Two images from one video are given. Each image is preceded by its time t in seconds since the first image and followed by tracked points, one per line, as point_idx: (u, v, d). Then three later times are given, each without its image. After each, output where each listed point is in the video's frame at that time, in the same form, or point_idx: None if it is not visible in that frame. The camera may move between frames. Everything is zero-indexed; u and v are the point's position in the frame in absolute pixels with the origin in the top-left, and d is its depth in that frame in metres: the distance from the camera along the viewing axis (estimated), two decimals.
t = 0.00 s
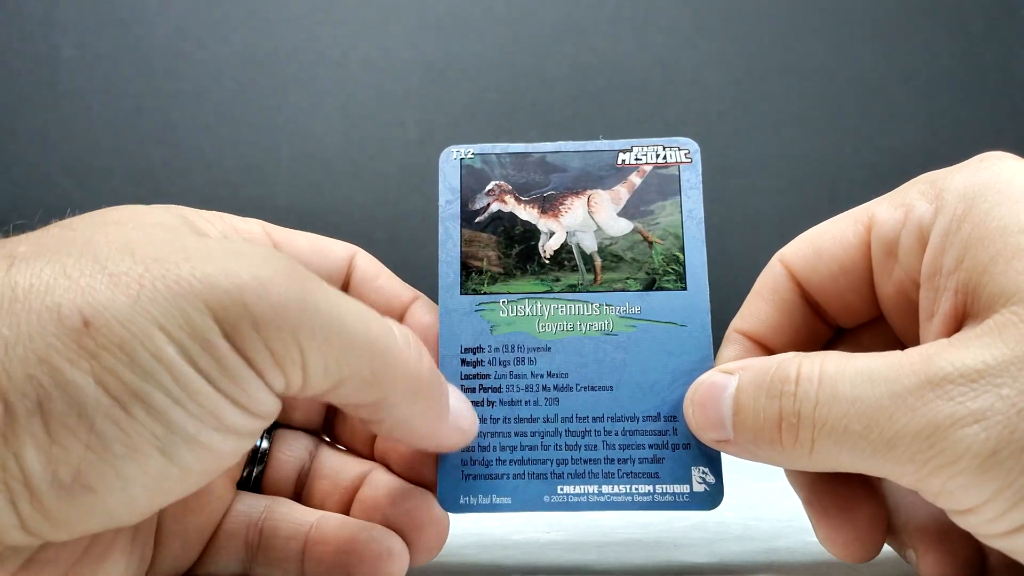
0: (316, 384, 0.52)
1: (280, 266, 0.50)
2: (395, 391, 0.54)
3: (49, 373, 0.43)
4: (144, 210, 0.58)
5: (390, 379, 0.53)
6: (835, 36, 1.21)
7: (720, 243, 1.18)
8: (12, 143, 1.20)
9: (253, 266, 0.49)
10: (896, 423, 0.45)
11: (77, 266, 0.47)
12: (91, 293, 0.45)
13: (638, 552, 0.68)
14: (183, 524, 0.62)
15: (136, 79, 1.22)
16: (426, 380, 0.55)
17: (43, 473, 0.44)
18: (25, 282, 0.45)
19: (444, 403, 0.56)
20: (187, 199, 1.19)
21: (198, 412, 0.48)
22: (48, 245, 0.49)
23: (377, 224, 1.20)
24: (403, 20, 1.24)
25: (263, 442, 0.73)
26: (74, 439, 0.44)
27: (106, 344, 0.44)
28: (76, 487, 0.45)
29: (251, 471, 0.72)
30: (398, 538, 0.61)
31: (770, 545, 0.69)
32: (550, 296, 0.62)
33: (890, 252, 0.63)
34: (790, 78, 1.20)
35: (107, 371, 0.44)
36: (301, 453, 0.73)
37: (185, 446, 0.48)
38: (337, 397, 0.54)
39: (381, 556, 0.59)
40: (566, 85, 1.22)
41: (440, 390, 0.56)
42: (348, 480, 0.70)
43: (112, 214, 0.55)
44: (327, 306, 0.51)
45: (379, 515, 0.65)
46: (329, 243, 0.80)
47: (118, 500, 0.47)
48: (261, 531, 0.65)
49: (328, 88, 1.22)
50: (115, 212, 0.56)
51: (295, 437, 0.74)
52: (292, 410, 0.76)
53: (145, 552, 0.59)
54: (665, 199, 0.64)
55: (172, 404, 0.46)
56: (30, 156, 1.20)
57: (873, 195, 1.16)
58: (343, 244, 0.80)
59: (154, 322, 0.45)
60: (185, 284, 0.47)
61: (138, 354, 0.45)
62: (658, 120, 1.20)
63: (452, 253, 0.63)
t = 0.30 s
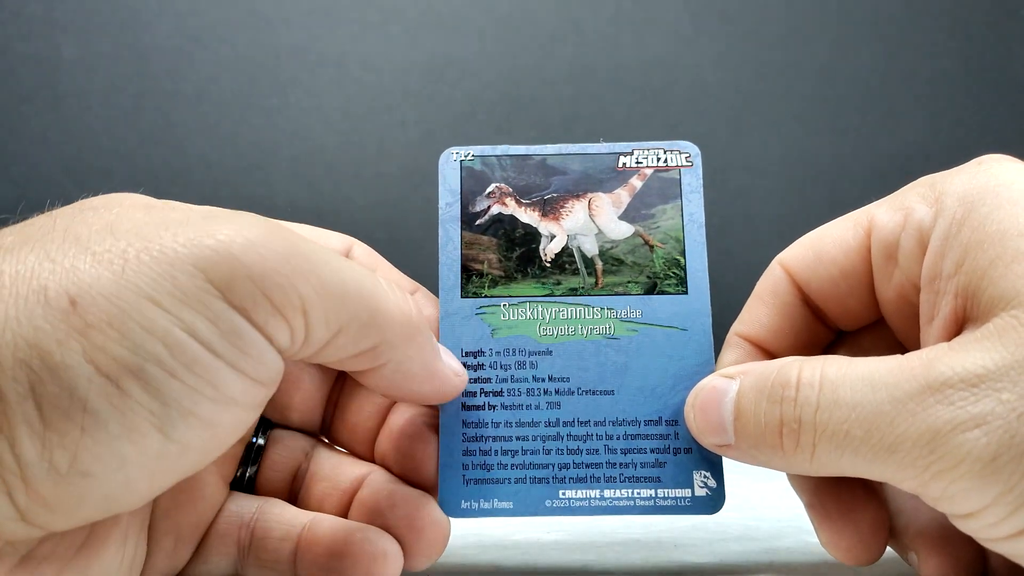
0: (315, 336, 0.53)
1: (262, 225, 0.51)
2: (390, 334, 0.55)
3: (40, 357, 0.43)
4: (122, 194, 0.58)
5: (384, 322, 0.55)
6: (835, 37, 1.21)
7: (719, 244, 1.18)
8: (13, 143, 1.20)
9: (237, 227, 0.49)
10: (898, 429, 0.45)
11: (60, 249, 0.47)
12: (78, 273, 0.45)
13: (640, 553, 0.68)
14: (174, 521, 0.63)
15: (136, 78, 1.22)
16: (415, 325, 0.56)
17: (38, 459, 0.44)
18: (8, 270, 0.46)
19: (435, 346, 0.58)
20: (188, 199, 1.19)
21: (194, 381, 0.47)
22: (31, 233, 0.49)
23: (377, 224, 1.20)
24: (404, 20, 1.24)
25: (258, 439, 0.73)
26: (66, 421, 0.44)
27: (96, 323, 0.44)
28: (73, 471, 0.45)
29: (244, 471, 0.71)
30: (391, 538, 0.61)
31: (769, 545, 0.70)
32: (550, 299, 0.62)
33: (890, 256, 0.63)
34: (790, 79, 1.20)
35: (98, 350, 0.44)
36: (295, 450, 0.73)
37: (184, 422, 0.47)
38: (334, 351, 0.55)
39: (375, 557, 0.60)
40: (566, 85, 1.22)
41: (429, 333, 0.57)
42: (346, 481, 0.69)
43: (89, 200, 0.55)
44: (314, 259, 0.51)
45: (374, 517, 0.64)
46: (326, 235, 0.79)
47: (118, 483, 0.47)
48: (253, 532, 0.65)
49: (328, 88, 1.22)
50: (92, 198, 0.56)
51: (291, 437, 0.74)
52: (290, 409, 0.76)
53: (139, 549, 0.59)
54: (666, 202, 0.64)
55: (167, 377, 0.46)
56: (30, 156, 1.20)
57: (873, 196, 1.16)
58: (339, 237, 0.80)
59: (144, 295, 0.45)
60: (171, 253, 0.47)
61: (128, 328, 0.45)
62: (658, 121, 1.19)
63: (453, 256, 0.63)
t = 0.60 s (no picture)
0: (314, 348, 0.52)
1: (265, 236, 0.50)
2: (389, 347, 0.55)
3: (45, 361, 0.43)
4: (126, 198, 0.58)
5: (384, 335, 0.54)
6: (836, 37, 1.21)
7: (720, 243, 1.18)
8: (13, 143, 1.20)
9: (241, 237, 0.49)
10: (900, 431, 0.45)
11: (64, 254, 0.47)
12: (82, 278, 0.45)
13: (640, 552, 0.68)
14: (167, 521, 0.62)
15: (136, 78, 1.22)
16: (414, 333, 0.56)
17: (40, 462, 0.44)
18: (12, 273, 0.45)
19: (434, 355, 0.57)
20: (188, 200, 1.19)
21: (196, 389, 0.47)
22: (33, 236, 0.49)
23: (377, 224, 1.20)
24: (403, 19, 1.24)
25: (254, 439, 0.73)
26: (69, 425, 0.44)
27: (99, 328, 0.44)
28: (75, 475, 0.45)
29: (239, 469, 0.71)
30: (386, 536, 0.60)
31: (768, 544, 0.70)
32: (552, 300, 0.62)
33: (893, 257, 0.62)
34: (791, 79, 1.20)
35: (102, 355, 0.44)
36: (291, 450, 0.74)
37: (185, 428, 0.47)
38: (334, 362, 0.54)
39: (369, 557, 0.58)
40: (566, 85, 1.22)
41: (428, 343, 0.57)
42: (344, 482, 0.69)
43: (93, 204, 0.55)
44: (317, 271, 0.51)
45: (370, 516, 0.64)
46: (324, 235, 0.79)
47: (119, 487, 0.47)
48: (246, 530, 0.64)
49: (327, 88, 1.22)
50: (96, 202, 0.56)
51: (287, 438, 0.75)
52: (286, 406, 0.77)
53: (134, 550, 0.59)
54: (668, 201, 0.64)
55: (170, 384, 0.46)
56: (30, 156, 1.20)
57: (873, 195, 1.16)
58: (337, 235, 0.79)
59: (147, 301, 0.45)
60: (173, 261, 0.46)
61: (132, 334, 0.44)
62: (658, 121, 1.19)
63: (455, 256, 0.63)
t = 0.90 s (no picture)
0: (313, 362, 0.52)
1: (269, 248, 0.50)
2: (388, 362, 0.55)
3: (49, 366, 0.43)
4: (129, 202, 0.58)
5: (384, 349, 0.54)
6: (837, 37, 1.20)
7: (720, 243, 1.18)
8: (13, 143, 1.20)
9: (245, 248, 0.49)
10: (903, 436, 0.45)
11: (69, 259, 0.47)
12: (86, 284, 0.45)
13: (640, 553, 0.68)
14: (166, 522, 0.62)
15: (136, 78, 1.22)
16: (412, 344, 0.56)
17: (42, 466, 0.43)
18: (17, 277, 0.45)
19: (433, 367, 0.57)
20: (188, 199, 1.19)
21: (198, 396, 0.47)
22: (37, 240, 0.49)
23: (377, 224, 1.20)
24: (403, 19, 1.24)
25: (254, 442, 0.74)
26: (73, 431, 0.43)
27: (104, 334, 0.44)
28: (76, 480, 0.44)
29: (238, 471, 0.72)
30: (387, 537, 0.59)
31: (769, 544, 0.70)
32: (554, 304, 0.62)
33: (894, 260, 0.62)
34: (791, 79, 1.20)
35: (105, 360, 0.44)
36: (289, 454, 0.74)
37: (186, 435, 0.47)
38: (333, 377, 0.54)
39: (370, 556, 0.58)
40: (566, 85, 1.22)
41: (427, 355, 0.57)
42: (346, 485, 0.69)
43: (97, 208, 0.55)
44: (320, 283, 0.51)
45: (371, 520, 0.64)
46: (323, 239, 0.78)
47: (119, 493, 0.46)
48: (245, 531, 0.64)
49: (328, 88, 1.22)
50: (100, 206, 0.56)
51: (286, 441, 0.75)
52: (286, 408, 0.78)
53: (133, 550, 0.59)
54: (670, 204, 0.64)
55: (172, 391, 0.46)
56: (31, 156, 1.20)
57: (873, 195, 1.16)
58: (337, 240, 0.79)
59: (151, 309, 0.45)
60: (178, 271, 0.46)
61: (136, 341, 0.44)
62: (659, 121, 1.19)
63: (456, 260, 0.63)
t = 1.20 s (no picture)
0: (314, 373, 0.52)
1: (273, 258, 0.50)
2: (387, 373, 0.55)
3: (54, 371, 0.43)
4: (133, 208, 0.59)
5: (384, 360, 0.54)
6: (837, 37, 1.20)
7: (720, 244, 1.18)
8: (13, 143, 1.20)
9: (249, 258, 0.49)
10: (906, 440, 0.45)
11: (74, 265, 0.47)
12: (92, 290, 0.45)
13: (640, 553, 0.68)
14: (167, 523, 0.62)
15: (136, 78, 1.22)
16: (412, 352, 0.57)
17: (45, 470, 0.43)
18: (23, 282, 0.45)
19: (433, 376, 0.57)
20: (188, 200, 1.19)
21: (201, 403, 0.47)
22: (42, 245, 0.49)
23: (377, 224, 1.20)
24: (403, 19, 1.24)
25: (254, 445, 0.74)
26: (77, 435, 0.43)
27: (109, 340, 0.44)
28: (79, 484, 0.44)
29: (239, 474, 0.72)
30: (388, 536, 0.59)
31: (769, 544, 0.69)
32: (555, 309, 0.62)
33: (897, 265, 0.62)
34: (791, 80, 1.20)
35: (110, 366, 0.44)
36: (290, 457, 0.74)
37: (189, 441, 0.47)
38: (334, 387, 0.54)
39: (371, 554, 0.57)
40: (567, 86, 1.22)
41: (427, 364, 0.57)
42: (346, 489, 0.69)
43: (101, 214, 0.56)
44: (322, 293, 0.51)
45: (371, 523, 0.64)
46: (325, 245, 0.78)
47: (122, 498, 0.46)
48: (245, 532, 0.64)
49: (328, 88, 1.22)
50: (104, 212, 0.56)
51: (287, 445, 0.75)
52: (287, 413, 0.78)
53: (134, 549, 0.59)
54: (670, 208, 0.64)
55: (175, 398, 0.46)
56: (31, 156, 1.20)
57: (873, 195, 1.16)
58: (338, 246, 0.79)
59: (156, 316, 0.45)
60: (182, 279, 0.46)
61: (140, 348, 0.44)
62: (659, 122, 1.19)
63: (457, 266, 0.63)
